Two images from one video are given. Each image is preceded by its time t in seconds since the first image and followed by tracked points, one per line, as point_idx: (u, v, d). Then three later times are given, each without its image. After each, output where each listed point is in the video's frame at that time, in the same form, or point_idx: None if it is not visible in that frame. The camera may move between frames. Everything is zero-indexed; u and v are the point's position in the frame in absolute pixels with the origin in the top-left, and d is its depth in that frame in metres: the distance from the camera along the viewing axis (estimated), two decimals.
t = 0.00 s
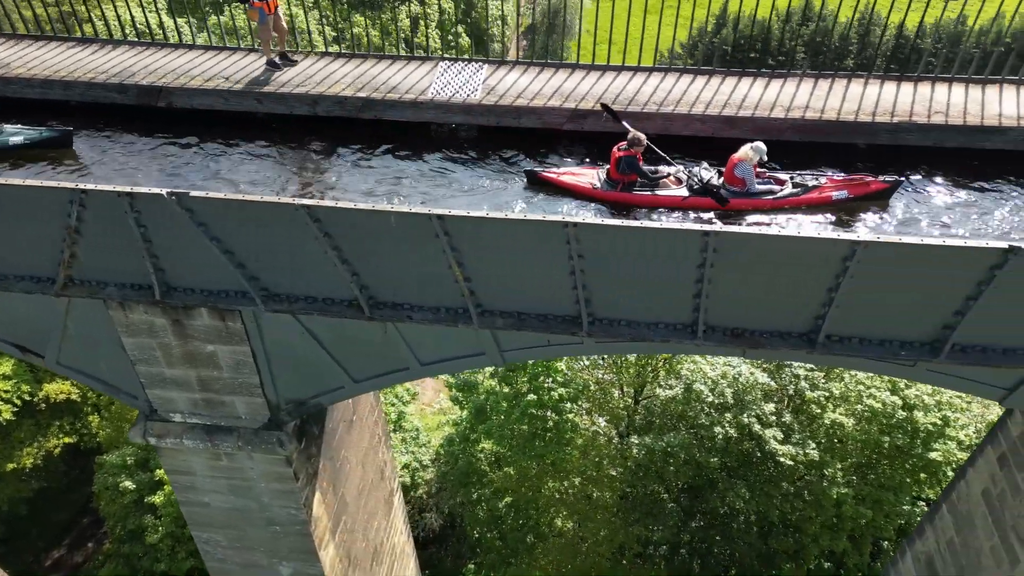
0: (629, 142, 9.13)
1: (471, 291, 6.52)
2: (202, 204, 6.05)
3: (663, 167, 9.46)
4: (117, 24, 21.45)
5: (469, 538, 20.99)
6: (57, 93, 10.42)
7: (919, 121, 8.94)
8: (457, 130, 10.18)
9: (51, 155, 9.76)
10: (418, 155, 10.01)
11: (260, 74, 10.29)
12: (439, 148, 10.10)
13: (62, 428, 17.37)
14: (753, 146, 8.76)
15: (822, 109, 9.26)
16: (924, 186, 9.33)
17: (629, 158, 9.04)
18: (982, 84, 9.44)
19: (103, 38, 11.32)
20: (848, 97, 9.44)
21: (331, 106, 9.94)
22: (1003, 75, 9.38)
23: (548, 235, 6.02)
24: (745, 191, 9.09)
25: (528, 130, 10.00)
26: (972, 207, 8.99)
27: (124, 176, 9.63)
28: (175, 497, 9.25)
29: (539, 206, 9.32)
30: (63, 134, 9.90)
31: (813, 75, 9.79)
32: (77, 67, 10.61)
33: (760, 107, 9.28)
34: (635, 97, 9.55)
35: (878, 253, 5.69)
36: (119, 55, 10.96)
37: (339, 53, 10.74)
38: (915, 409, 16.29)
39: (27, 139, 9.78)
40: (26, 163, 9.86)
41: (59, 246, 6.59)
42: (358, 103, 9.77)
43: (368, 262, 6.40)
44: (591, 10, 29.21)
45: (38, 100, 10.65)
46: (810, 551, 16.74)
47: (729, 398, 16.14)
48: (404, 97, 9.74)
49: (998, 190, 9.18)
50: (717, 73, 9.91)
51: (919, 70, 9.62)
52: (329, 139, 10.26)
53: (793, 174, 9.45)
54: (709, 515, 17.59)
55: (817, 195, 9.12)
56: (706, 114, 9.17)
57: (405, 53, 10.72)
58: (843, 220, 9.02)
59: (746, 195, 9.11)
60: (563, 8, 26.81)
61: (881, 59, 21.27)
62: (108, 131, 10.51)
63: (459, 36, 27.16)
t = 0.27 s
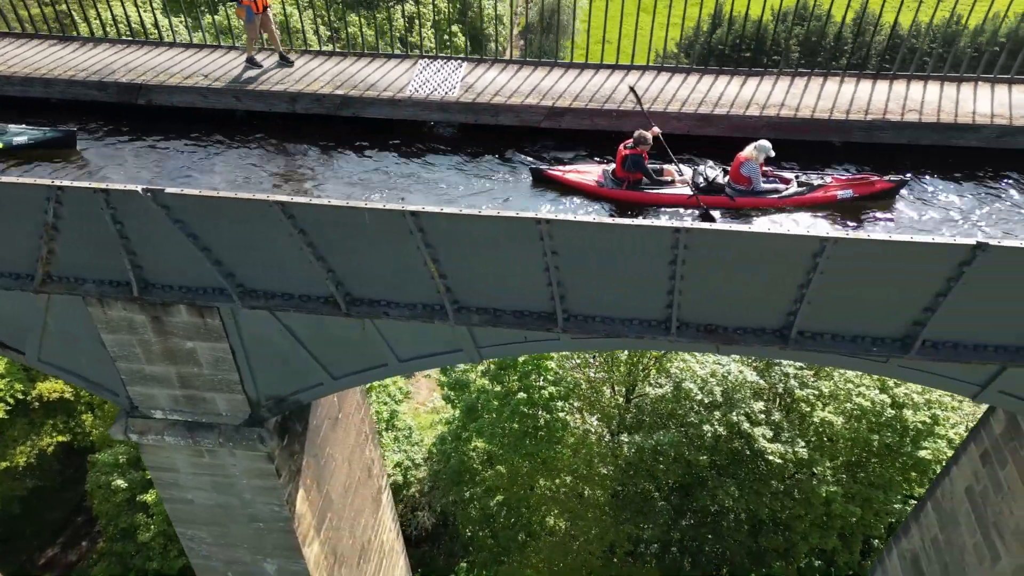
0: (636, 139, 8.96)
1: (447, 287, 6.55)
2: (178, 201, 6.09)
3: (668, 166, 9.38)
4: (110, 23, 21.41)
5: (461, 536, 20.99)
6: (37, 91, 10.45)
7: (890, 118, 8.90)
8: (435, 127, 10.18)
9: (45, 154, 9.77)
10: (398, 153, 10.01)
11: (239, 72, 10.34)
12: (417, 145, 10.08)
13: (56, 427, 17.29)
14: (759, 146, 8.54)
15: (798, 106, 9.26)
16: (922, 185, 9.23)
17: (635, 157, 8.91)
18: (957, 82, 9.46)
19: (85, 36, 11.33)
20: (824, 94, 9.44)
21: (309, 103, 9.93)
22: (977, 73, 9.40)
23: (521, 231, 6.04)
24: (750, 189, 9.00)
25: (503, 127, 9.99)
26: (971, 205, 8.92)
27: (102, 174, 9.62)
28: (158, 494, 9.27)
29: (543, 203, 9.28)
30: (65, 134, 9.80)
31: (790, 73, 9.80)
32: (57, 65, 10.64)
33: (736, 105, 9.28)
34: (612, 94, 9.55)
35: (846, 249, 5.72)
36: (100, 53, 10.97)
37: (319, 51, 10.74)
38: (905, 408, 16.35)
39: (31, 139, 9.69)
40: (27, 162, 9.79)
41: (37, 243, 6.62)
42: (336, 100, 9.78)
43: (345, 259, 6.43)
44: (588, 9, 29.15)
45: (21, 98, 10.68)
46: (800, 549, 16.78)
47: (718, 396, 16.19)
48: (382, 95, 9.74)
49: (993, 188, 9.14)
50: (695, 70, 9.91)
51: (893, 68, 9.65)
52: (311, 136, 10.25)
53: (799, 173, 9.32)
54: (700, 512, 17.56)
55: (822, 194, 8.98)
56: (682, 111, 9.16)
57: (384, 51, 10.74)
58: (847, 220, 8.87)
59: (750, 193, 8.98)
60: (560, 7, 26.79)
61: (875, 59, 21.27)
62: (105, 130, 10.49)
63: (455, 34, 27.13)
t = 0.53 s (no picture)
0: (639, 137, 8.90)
1: (424, 284, 6.58)
2: (155, 198, 6.11)
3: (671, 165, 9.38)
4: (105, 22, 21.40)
5: (453, 535, 20.99)
6: (18, 89, 10.50)
7: (866, 116, 8.98)
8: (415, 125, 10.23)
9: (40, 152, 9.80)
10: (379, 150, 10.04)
11: (219, 70, 10.38)
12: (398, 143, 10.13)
13: (49, 425, 17.25)
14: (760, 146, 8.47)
15: (774, 105, 9.30)
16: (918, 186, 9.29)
17: (638, 156, 8.98)
18: (931, 80, 9.58)
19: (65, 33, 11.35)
20: (800, 93, 9.49)
21: (289, 101, 9.93)
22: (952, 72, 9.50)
23: (495, 228, 6.08)
24: (754, 188, 8.97)
25: (481, 125, 10.02)
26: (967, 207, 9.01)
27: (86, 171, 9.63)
28: (142, 491, 9.30)
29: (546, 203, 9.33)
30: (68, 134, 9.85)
31: (766, 72, 9.87)
32: (38, 63, 10.67)
33: (713, 103, 9.32)
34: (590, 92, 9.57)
35: (817, 245, 5.77)
36: (82, 51, 10.98)
37: (299, 50, 10.73)
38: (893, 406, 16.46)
39: (35, 139, 9.75)
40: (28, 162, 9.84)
41: (16, 240, 6.65)
42: (316, 98, 9.78)
43: (323, 255, 6.45)
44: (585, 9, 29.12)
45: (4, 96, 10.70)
46: (790, 547, 16.84)
47: (708, 394, 16.28)
48: (361, 92, 9.76)
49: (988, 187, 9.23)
50: (672, 69, 9.95)
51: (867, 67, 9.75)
52: (294, 135, 10.27)
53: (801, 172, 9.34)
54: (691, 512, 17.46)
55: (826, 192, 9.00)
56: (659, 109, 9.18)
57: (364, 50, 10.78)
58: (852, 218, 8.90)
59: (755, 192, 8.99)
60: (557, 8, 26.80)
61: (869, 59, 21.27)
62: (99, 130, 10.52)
63: (451, 34, 27.12)
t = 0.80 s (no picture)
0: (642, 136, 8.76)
1: (399, 281, 6.59)
2: (130, 195, 6.13)
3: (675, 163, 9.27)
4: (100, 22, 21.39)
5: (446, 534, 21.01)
6: None
7: (838, 114, 8.81)
8: (394, 122, 10.21)
9: (38, 152, 9.70)
10: (357, 149, 10.01)
11: (197, 69, 10.35)
12: (376, 142, 10.12)
13: (42, 424, 17.27)
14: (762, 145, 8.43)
15: (748, 103, 9.21)
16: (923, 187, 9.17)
17: (641, 155, 8.75)
18: (907, 79, 9.43)
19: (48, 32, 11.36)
20: (775, 91, 9.37)
21: (267, 99, 9.92)
22: (929, 70, 9.37)
23: (468, 224, 6.11)
24: (758, 187, 8.88)
25: (459, 123, 9.98)
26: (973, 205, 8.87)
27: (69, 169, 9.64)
28: (125, 488, 9.34)
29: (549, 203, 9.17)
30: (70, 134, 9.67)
31: (744, 70, 9.77)
32: (19, 61, 10.69)
33: (689, 100, 9.25)
34: (567, 90, 9.51)
35: (788, 241, 5.82)
36: (62, 49, 10.98)
37: (280, 48, 10.74)
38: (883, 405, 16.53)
39: (36, 139, 9.62)
40: (27, 162, 9.67)
41: None
42: (293, 96, 9.77)
43: (299, 252, 6.47)
44: (581, 8, 29.05)
45: None
46: (780, 545, 16.91)
47: (696, 393, 16.33)
48: (339, 90, 9.73)
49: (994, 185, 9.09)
50: (649, 67, 9.89)
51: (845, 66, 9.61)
52: (275, 133, 10.26)
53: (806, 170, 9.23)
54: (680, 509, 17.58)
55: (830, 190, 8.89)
56: (634, 107, 9.11)
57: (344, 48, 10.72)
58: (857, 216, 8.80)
59: (759, 191, 8.90)
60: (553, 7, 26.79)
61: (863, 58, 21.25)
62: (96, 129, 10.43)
63: (446, 34, 27.09)
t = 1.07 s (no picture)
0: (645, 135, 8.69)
1: (373, 278, 6.62)
2: (103, 191, 6.16)
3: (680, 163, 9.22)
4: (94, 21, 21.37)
5: (437, 532, 21.03)
6: None
7: (812, 112, 8.83)
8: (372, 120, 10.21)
9: (40, 151, 9.72)
10: (336, 147, 10.00)
11: (175, 67, 10.38)
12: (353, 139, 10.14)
13: (35, 422, 17.30)
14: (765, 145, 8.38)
15: (722, 101, 9.23)
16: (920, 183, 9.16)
17: (643, 154, 8.67)
18: (880, 77, 9.48)
19: (28, 30, 11.38)
20: (749, 89, 9.41)
21: (245, 97, 9.95)
22: (902, 68, 9.43)
23: (439, 222, 6.14)
24: (762, 187, 8.85)
25: (436, 120, 9.99)
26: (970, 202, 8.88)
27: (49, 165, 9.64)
28: (107, 484, 9.38)
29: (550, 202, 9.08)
30: (71, 134, 9.68)
31: (718, 68, 9.79)
32: None
33: (662, 99, 9.28)
34: (542, 88, 9.54)
35: (754, 238, 5.86)
36: (42, 47, 10.99)
37: (258, 45, 10.77)
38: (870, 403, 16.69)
39: (36, 139, 9.62)
40: (29, 161, 9.69)
41: None
42: (270, 93, 9.80)
43: (274, 249, 6.50)
44: (577, 8, 29.01)
45: None
46: (768, 543, 16.80)
47: (684, 391, 16.38)
48: (316, 87, 9.75)
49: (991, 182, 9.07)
50: (625, 65, 9.92)
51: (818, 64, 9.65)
52: (256, 131, 10.27)
53: (809, 169, 9.20)
54: (674, 509, 17.32)
55: (833, 189, 8.86)
56: (608, 105, 9.14)
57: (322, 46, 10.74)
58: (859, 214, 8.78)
59: (762, 190, 8.88)
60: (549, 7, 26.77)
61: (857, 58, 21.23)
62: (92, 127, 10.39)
63: (442, 33, 27.06)
